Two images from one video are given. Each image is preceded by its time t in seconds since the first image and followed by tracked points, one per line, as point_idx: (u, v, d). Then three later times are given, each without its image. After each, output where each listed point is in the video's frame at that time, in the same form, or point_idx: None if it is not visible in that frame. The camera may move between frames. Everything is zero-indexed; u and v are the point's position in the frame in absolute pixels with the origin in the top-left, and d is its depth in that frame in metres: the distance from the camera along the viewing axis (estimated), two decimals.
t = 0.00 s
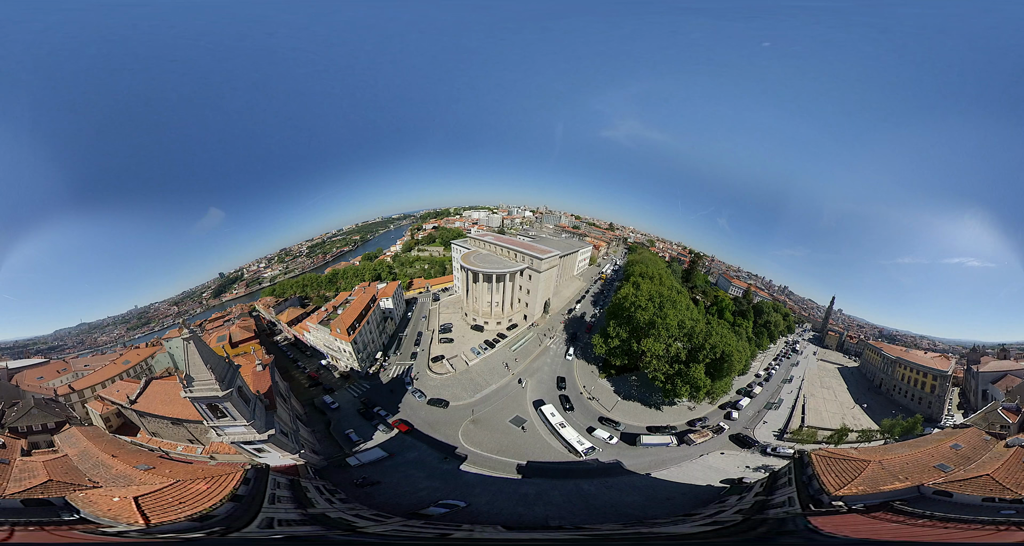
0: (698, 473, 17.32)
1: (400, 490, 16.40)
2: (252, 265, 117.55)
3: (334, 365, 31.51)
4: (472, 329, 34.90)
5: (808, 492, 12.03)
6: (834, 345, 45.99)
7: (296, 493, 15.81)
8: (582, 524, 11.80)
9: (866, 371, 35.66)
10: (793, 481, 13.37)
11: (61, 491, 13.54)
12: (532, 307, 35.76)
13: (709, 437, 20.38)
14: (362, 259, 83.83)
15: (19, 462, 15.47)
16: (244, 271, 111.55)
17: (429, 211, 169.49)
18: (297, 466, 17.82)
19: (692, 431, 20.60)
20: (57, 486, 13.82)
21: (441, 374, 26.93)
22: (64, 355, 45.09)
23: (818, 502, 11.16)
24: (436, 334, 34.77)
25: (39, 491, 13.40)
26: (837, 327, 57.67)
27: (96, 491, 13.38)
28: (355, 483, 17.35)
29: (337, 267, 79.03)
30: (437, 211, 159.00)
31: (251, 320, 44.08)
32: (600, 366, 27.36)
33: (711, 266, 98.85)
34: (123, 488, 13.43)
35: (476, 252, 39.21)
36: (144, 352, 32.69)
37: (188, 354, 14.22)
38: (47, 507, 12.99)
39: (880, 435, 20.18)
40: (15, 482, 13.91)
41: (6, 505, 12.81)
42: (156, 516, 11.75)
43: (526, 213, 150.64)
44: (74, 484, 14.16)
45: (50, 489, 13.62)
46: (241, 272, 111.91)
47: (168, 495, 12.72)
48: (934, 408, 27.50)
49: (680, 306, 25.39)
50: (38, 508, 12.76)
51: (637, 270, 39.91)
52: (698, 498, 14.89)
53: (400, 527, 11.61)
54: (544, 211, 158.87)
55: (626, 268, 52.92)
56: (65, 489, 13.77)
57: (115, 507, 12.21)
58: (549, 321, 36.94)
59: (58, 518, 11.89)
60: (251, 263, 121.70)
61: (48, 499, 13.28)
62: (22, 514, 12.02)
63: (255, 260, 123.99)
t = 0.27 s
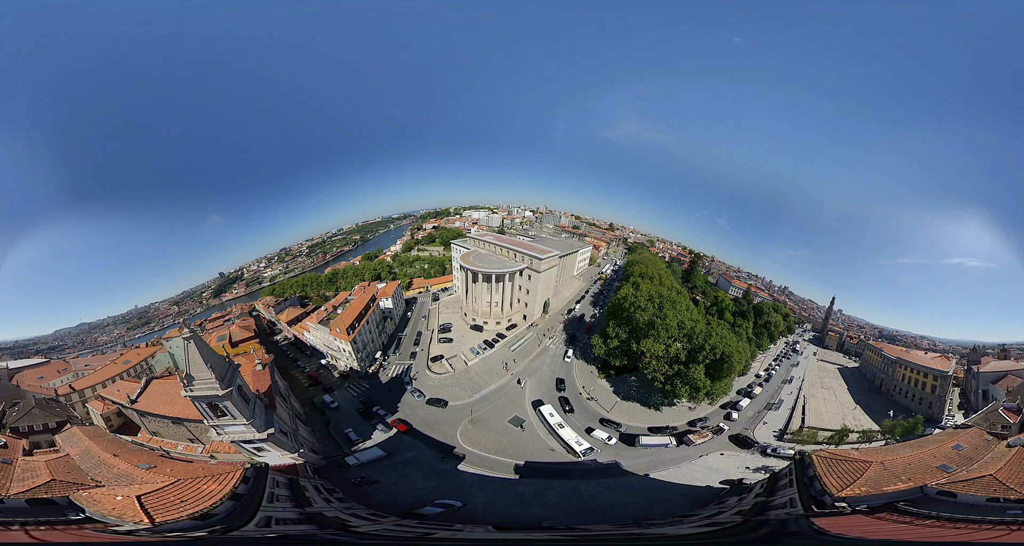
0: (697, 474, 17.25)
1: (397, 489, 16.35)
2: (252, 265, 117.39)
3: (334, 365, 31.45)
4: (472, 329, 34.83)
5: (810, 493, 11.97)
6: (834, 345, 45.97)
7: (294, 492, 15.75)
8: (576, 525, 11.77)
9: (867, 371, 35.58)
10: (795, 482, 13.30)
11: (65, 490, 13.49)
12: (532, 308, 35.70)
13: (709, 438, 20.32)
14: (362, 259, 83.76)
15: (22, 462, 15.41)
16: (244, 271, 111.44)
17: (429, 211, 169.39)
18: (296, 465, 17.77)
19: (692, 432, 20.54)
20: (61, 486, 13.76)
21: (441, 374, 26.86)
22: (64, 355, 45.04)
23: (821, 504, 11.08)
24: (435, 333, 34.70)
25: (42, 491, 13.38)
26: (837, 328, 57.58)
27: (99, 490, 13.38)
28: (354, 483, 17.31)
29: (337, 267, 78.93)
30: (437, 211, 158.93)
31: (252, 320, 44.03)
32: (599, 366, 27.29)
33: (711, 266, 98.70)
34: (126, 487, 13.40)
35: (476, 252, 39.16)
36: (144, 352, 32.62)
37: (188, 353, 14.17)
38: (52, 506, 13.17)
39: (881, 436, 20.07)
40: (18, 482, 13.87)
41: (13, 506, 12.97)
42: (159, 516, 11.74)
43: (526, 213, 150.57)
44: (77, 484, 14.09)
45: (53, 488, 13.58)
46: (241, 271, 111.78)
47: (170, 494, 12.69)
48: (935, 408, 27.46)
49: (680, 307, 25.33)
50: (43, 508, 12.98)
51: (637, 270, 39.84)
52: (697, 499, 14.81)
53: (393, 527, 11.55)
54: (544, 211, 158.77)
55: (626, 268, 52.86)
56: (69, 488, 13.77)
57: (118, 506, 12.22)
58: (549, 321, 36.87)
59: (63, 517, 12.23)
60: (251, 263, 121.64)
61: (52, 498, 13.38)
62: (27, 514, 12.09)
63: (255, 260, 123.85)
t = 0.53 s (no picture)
0: (696, 474, 17.20)
1: (396, 489, 16.32)
2: (252, 265, 117.32)
3: (333, 365, 31.41)
4: (471, 329, 34.81)
5: (811, 493, 11.94)
6: (834, 345, 45.95)
7: (293, 491, 15.72)
8: (570, 526, 11.73)
9: (866, 371, 35.57)
10: (795, 482, 13.26)
11: (69, 490, 13.45)
12: (531, 308, 35.66)
13: (709, 438, 20.27)
14: (362, 259, 83.69)
15: (24, 462, 15.36)
16: (244, 271, 111.38)
17: (429, 211, 169.24)
18: (295, 465, 17.74)
19: (692, 432, 20.48)
20: (64, 486, 13.67)
21: (440, 374, 26.82)
22: (65, 355, 44.99)
23: (823, 504, 11.04)
24: (435, 334, 34.66)
25: (46, 490, 13.21)
26: (837, 328, 57.60)
27: (100, 491, 13.32)
28: (352, 482, 17.30)
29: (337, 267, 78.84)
30: (437, 211, 158.90)
31: (252, 320, 43.99)
32: (599, 367, 27.25)
33: (711, 266, 98.69)
34: (127, 487, 13.39)
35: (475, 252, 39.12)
36: (145, 351, 32.57)
37: (188, 353, 14.13)
38: (54, 505, 13.04)
39: (881, 436, 19.99)
40: (20, 481, 13.82)
41: (15, 505, 12.74)
42: (162, 514, 11.73)
43: (526, 213, 150.52)
44: (80, 483, 14.03)
45: (56, 488, 13.45)
46: (241, 272, 111.71)
47: (172, 493, 12.68)
48: (935, 408, 27.41)
49: (680, 307, 25.31)
50: (44, 507, 12.72)
51: (637, 270, 39.86)
52: (696, 499, 14.77)
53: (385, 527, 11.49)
54: (544, 211, 158.69)
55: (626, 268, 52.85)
56: (72, 487, 13.72)
57: (120, 504, 12.22)
58: (549, 321, 36.85)
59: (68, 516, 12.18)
60: (251, 263, 121.60)
61: (54, 497, 13.16)
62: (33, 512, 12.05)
63: (255, 260, 123.74)
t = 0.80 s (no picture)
0: (696, 475, 17.15)
1: (394, 489, 16.26)
2: (252, 265, 117.25)
3: (333, 365, 31.36)
4: (471, 329, 34.77)
5: (812, 495, 11.87)
6: (835, 345, 45.90)
7: (292, 491, 15.66)
8: (563, 526, 11.68)
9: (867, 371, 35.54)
10: (796, 483, 13.20)
11: (72, 490, 13.49)
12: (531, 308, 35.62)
13: (709, 439, 20.21)
14: (362, 259, 83.62)
15: (27, 462, 15.30)
16: (244, 271, 111.30)
17: (429, 211, 169.10)
18: (295, 464, 17.69)
19: (692, 433, 20.43)
20: (66, 485, 13.70)
21: (439, 374, 26.77)
22: (65, 355, 44.92)
23: (825, 505, 10.98)
24: (435, 334, 34.62)
25: (48, 490, 13.26)
26: (837, 328, 57.60)
27: (104, 490, 13.14)
28: (351, 482, 17.27)
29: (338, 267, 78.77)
30: (437, 211, 158.89)
31: (252, 320, 43.94)
32: (599, 367, 27.21)
33: (711, 266, 98.72)
34: (128, 485, 13.36)
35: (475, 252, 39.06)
36: (145, 351, 32.50)
37: (188, 353, 14.08)
38: (58, 505, 13.17)
39: (882, 437, 19.79)
40: (23, 481, 13.83)
41: (18, 504, 12.81)
42: (164, 513, 11.70)
43: (526, 213, 150.44)
44: (82, 482, 14.06)
45: (59, 488, 13.50)
46: (241, 272, 111.63)
47: (173, 492, 12.65)
48: (936, 409, 27.33)
49: (680, 307, 25.28)
50: (48, 506, 12.87)
51: (637, 270, 39.85)
52: (695, 500, 14.72)
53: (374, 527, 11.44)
54: (544, 211, 158.53)
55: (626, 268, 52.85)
56: (75, 487, 13.73)
57: (122, 503, 12.19)
58: (549, 321, 36.81)
59: (71, 516, 12.11)
60: (251, 263, 121.55)
61: (58, 496, 13.25)
62: (36, 512, 12.11)
63: (255, 260, 123.69)
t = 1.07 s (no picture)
0: (696, 475, 17.12)
1: (393, 489, 16.25)
2: (252, 265, 117.26)
3: (333, 365, 31.33)
4: (471, 329, 34.75)
5: (814, 496, 11.83)
6: (835, 345, 45.87)
7: (292, 490, 15.64)
8: (561, 527, 11.65)
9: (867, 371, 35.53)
10: (797, 484, 13.17)
11: (74, 489, 13.46)
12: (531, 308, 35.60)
13: (709, 439, 20.17)
14: (362, 259, 83.62)
15: (28, 462, 15.27)
16: (244, 271, 111.26)
17: (429, 210, 169.08)
18: (294, 464, 17.66)
19: (692, 433, 20.39)
20: (68, 485, 13.67)
21: (439, 374, 26.77)
22: (65, 355, 44.88)
23: (828, 506, 10.94)
24: (435, 333, 34.60)
25: (50, 489, 13.25)
26: (837, 328, 57.61)
27: (106, 489, 13.17)
28: (350, 481, 17.27)
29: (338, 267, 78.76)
30: (437, 211, 158.91)
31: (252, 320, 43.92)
32: (598, 367, 27.19)
33: (711, 266, 98.74)
34: (129, 484, 13.37)
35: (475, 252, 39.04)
36: (145, 351, 32.47)
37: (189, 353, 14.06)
38: (61, 504, 13.18)
39: (883, 438, 19.70)
40: (25, 480, 13.85)
41: (22, 504, 12.86)
42: (165, 511, 11.73)
43: (526, 213, 150.44)
44: (84, 482, 14.04)
45: (61, 487, 13.49)
46: (241, 272, 111.62)
47: (174, 491, 12.67)
48: (936, 408, 27.29)
49: (679, 307, 25.27)
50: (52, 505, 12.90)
51: (637, 270, 39.85)
52: (694, 500, 14.70)
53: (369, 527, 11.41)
54: (544, 211, 158.54)
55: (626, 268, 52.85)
56: (78, 486, 13.72)
57: (122, 502, 12.20)
58: (549, 321, 36.78)
59: (75, 515, 12.09)
60: (251, 263, 121.61)
61: (60, 496, 13.24)
62: (38, 512, 12.10)
63: (255, 260, 123.69)
